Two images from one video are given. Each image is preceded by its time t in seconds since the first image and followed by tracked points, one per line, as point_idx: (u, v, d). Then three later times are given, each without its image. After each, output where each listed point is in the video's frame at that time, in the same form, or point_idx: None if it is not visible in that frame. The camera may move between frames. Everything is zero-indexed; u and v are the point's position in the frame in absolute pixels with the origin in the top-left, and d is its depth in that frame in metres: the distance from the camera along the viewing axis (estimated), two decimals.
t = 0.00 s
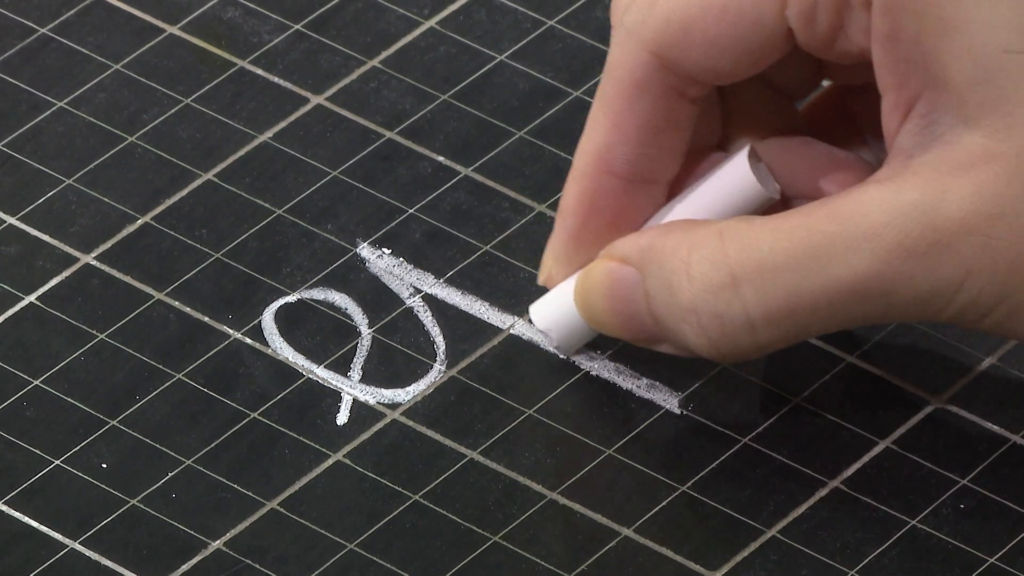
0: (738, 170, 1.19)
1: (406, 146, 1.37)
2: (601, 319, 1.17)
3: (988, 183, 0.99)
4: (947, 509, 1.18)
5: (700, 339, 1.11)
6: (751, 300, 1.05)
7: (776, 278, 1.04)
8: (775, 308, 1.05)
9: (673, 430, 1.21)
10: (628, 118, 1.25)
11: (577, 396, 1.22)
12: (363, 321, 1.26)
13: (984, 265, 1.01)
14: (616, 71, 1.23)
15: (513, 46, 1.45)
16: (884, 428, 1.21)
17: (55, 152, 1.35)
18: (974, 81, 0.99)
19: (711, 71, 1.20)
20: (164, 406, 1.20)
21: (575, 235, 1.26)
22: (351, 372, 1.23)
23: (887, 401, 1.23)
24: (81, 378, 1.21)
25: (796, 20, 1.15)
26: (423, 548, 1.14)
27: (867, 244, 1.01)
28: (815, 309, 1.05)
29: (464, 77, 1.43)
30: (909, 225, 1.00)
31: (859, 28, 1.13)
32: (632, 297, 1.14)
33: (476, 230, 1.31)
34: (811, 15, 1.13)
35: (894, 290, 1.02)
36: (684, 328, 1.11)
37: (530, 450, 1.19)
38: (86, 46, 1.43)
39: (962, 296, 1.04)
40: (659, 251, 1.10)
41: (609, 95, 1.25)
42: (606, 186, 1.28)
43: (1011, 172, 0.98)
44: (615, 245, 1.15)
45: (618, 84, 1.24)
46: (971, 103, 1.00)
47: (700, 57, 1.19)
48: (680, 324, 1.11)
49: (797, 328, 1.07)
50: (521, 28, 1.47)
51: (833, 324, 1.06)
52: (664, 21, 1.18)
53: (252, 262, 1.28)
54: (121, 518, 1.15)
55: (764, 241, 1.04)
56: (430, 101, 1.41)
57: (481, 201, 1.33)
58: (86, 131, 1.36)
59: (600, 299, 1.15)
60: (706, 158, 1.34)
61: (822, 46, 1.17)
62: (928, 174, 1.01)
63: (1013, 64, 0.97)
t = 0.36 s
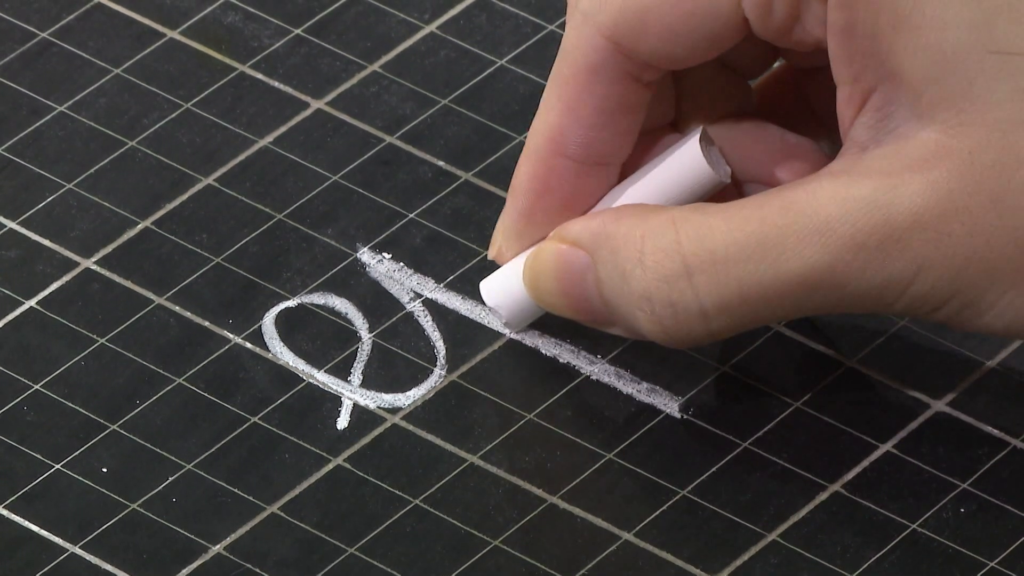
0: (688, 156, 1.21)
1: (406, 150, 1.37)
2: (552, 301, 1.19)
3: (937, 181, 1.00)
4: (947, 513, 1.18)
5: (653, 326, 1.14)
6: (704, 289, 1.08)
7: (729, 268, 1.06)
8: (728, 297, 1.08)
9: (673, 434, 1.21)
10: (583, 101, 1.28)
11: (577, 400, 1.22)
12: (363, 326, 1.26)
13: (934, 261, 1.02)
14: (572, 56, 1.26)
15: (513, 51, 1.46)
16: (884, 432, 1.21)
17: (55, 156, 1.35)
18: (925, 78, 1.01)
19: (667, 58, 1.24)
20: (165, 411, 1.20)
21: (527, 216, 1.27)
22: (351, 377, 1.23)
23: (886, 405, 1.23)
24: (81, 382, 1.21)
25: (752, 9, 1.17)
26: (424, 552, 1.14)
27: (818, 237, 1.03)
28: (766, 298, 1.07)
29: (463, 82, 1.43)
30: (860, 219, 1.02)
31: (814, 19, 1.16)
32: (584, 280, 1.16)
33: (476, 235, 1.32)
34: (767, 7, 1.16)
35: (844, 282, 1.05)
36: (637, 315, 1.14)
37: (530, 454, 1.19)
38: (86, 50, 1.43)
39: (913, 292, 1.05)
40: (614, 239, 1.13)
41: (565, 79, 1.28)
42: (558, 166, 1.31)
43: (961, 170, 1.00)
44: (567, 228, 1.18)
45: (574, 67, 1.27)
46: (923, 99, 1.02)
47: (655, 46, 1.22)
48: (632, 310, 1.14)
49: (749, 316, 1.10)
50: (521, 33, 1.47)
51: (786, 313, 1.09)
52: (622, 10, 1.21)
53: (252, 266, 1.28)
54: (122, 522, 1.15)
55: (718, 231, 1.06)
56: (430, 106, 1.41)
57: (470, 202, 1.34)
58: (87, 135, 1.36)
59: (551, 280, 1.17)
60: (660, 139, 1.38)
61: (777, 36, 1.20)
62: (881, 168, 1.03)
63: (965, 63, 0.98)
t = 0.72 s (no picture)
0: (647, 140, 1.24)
1: (405, 154, 1.37)
2: (501, 274, 1.22)
3: (890, 174, 1.03)
4: (948, 516, 1.18)
5: (602, 306, 1.16)
6: (656, 273, 1.11)
7: (681, 253, 1.09)
8: (679, 283, 1.11)
9: (673, 437, 1.21)
10: (541, 80, 1.30)
11: (577, 403, 1.23)
12: (364, 329, 1.26)
13: (884, 252, 1.06)
14: (533, 35, 1.28)
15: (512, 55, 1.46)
16: (885, 436, 1.21)
17: (55, 160, 1.35)
18: (882, 73, 1.02)
19: (628, 41, 1.25)
20: (165, 414, 1.20)
21: (481, 187, 1.30)
22: (351, 380, 1.23)
23: (887, 408, 1.23)
24: (82, 385, 1.21)
25: None
26: (425, 555, 1.14)
27: (771, 226, 1.06)
28: (717, 284, 1.10)
29: (463, 87, 1.43)
30: (813, 210, 1.05)
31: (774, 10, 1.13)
32: (534, 257, 1.19)
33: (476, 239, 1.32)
34: None
35: (794, 270, 1.08)
36: (585, 293, 1.16)
37: (530, 458, 1.19)
38: (86, 53, 1.43)
39: (863, 280, 1.09)
40: (565, 219, 1.15)
41: (525, 57, 1.30)
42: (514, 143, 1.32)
43: (914, 164, 1.03)
44: (519, 204, 1.20)
45: (535, 46, 1.29)
46: (878, 92, 1.03)
47: (617, 29, 1.23)
48: (581, 289, 1.16)
49: (698, 300, 1.13)
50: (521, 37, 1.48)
51: (735, 296, 1.12)
52: None
53: (253, 270, 1.28)
54: (122, 526, 1.15)
55: (671, 216, 1.09)
56: (430, 110, 1.41)
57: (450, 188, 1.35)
58: (87, 139, 1.36)
59: (500, 254, 1.20)
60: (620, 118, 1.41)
61: (738, 24, 1.20)
62: (834, 160, 1.05)
63: (925, 59, 1.01)
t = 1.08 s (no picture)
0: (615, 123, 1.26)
1: (405, 155, 1.37)
2: (461, 244, 1.24)
3: (850, 167, 1.06)
4: (948, 518, 1.18)
5: (557, 283, 1.18)
6: (613, 254, 1.12)
7: (638, 235, 1.10)
8: (635, 265, 1.12)
9: (674, 439, 1.21)
10: (511, 55, 1.33)
11: (576, 403, 1.23)
12: (364, 330, 1.26)
13: (839, 244, 1.08)
14: (504, 10, 1.31)
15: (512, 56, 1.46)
16: (885, 436, 1.22)
17: (55, 161, 1.35)
18: (848, 65, 1.05)
19: (598, 20, 1.26)
20: (166, 415, 1.20)
21: (447, 156, 1.32)
22: (351, 381, 1.23)
23: (887, 409, 1.23)
24: (82, 386, 1.21)
25: None
26: (425, 556, 1.14)
27: (729, 213, 1.08)
28: (673, 267, 1.12)
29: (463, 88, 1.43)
30: (772, 198, 1.07)
31: None
32: (494, 230, 1.21)
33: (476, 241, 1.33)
34: None
35: (750, 257, 1.10)
36: (542, 268, 1.18)
37: (530, 458, 1.19)
38: (86, 54, 1.43)
39: (818, 270, 1.11)
40: (526, 193, 1.16)
41: (495, 31, 1.32)
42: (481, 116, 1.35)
43: (873, 159, 1.05)
44: (483, 175, 1.21)
45: (505, 21, 1.31)
46: (842, 84, 1.06)
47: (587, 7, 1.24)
48: (538, 263, 1.18)
49: (652, 282, 1.14)
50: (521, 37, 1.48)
51: (690, 279, 1.14)
52: None
53: (253, 271, 1.28)
54: (122, 527, 1.15)
55: (631, 197, 1.10)
56: (430, 111, 1.41)
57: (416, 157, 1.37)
58: (87, 140, 1.36)
59: (463, 224, 1.22)
60: (592, 97, 1.42)
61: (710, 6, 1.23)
62: (796, 150, 1.08)
63: (889, 52, 1.03)
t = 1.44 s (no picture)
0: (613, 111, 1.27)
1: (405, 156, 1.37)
2: (454, 214, 1.26)
3: (832, 153, 1.09)
4: (949, 519, 1.18)
5: (542, 258, 1.20)
6: (595, 231, 1.14)
7: (622, 213, 1.13)
8: (617, 242, 1.15)
9: (674, 440, 1.21)
10: (511, 31, 1.34)
11: (576, 403, 1.23)
12: (364, 332, 1.26)
13: (819, 229, 1.12)
14: None
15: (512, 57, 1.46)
16: (886, 437, 1.21)
17: (55, 162, 1.35)
18: (836, 51, 1.08)
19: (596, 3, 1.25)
20: (166, 416, 1.20)
21: (446, 127, 1.35)
22: (351, 382, 1.23)
23: (888, 411, 1.23)
24: (83, 387, 1.21)
25: None
26: (425, 558, 1.14)
27: (712, 195, 1.10)
28: (655, 245, 1.15)
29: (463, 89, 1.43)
30: (755, 180, 1.10)
31: None
32: (484, 203, 1.22)
33: (477, 242, 1.33)
34: None
35: (730, 239, 1.13)
36: (529, 242, 1.20)
37: (531, 459, 1.19)
38: (87, 55, 1.43)
39: (796, 255, 1.15)
40: (517, 166, 1.18)
41: (497, 7, 1.34)
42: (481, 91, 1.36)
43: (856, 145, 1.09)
44: (478, 147, 1.23)
45: None
46: (828, 71, 1.09)
47: None
48: (525, 236, 1.20)
49: (634, 260, 1.17)
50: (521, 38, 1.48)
51: (671, 258, 1.17)
52: None
53: (254, 272, 1.28)
54: (123, 528, 1.15)
55: (616, 176, 1.12)
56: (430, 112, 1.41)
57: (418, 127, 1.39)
58: (88, 141, 1.36)
59: (456, 193, 1.23)
60: (594, 76, 1.43)
61: None
62: (780, 133, 1.10)
63: (875, 41, 1.07)
